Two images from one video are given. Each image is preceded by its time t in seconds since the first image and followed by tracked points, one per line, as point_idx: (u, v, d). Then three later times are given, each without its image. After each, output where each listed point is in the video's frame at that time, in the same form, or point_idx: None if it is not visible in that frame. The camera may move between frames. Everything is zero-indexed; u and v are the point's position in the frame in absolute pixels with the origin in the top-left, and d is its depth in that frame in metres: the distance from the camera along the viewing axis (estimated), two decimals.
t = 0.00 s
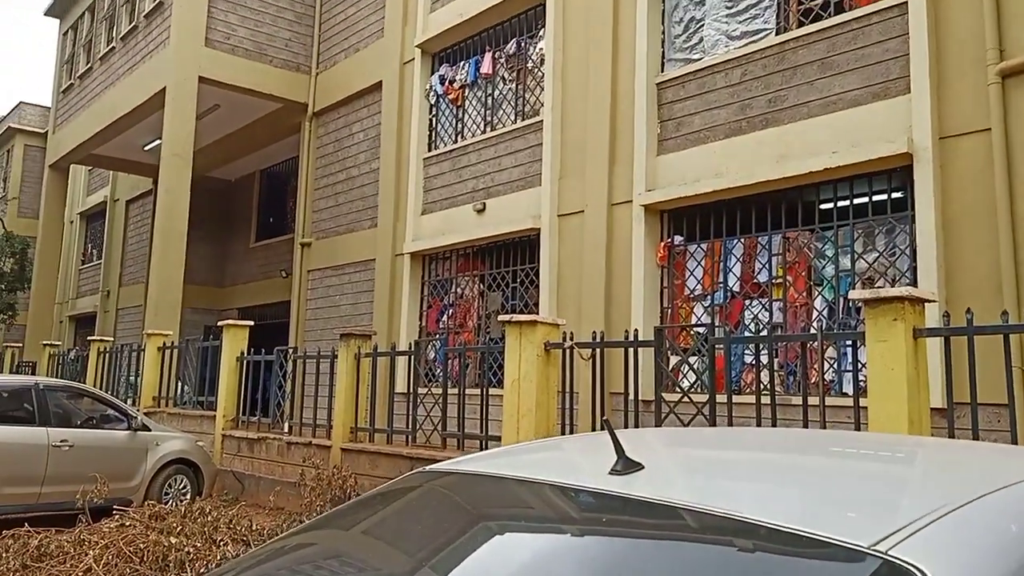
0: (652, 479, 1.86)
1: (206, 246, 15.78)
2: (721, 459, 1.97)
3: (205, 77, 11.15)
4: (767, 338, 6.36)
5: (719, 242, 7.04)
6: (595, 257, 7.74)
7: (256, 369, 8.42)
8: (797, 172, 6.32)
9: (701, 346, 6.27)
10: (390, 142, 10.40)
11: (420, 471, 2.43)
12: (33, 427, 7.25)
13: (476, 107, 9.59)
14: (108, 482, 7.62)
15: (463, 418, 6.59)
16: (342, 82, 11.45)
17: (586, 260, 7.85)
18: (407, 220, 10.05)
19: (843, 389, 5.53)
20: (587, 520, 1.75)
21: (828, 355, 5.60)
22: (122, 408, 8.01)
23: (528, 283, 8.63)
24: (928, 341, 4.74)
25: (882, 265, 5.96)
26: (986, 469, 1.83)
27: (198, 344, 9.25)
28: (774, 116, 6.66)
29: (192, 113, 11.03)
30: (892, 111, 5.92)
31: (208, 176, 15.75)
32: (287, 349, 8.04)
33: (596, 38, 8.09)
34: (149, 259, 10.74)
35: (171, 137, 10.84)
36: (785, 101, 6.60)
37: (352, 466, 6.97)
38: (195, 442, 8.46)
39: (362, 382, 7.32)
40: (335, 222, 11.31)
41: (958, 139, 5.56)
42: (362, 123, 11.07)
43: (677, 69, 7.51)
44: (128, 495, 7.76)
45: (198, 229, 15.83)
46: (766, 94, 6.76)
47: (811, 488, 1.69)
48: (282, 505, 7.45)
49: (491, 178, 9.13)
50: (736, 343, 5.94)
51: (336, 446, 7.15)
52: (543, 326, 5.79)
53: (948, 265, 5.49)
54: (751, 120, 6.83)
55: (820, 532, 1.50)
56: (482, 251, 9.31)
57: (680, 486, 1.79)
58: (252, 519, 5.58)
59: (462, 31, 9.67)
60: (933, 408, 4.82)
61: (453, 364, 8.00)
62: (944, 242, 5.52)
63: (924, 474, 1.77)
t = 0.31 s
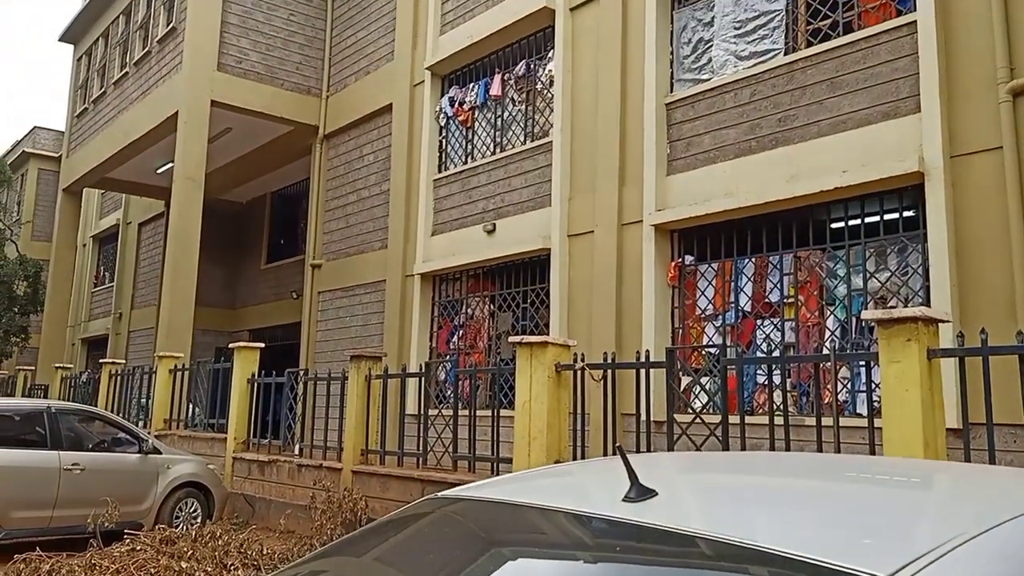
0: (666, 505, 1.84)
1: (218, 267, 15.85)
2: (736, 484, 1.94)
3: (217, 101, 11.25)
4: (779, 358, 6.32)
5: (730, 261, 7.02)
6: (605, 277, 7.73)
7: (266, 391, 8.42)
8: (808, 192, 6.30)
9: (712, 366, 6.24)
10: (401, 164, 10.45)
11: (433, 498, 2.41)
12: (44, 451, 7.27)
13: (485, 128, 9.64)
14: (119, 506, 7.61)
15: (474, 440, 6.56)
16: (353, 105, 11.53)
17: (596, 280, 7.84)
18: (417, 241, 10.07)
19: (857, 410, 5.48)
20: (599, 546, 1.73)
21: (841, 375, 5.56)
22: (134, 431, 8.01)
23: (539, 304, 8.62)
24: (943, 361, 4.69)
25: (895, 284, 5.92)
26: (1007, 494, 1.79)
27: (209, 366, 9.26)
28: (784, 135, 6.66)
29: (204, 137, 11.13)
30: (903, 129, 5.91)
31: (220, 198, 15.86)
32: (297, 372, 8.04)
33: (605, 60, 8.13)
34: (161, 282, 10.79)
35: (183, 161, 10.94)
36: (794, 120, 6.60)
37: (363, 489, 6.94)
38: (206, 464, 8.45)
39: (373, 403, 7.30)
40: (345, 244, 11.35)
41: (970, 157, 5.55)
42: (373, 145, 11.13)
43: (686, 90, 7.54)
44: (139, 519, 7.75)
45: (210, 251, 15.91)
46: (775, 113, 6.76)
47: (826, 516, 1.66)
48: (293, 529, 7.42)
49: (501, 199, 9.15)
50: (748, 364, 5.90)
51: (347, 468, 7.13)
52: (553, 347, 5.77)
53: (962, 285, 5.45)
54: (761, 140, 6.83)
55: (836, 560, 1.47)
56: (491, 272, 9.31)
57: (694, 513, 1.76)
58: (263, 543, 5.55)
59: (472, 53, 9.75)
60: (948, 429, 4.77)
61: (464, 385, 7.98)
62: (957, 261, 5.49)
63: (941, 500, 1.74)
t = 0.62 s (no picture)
0: (664, 530, 1.83)
1: (215, 288, 15.84)
2: (736, 509, 1.93)
3: (215, 123, 11.29)
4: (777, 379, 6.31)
5: (727, 281, 7.03)
6: (603, 298, 7.73)
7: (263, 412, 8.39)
8: (804, 212, 6.33)
9: (711, 387, 6.23)
10: (399, 185, 10.48)
11: (431, 523, 2.40)
12: (40, 474, 7.21)
13: (483, 149, 9.68)
14: (114, 529, 7.56)
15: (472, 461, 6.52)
16: (351, 126, 11.58)
17: (594, 300, 7.84)
18: (415, 262, 10.08)
19: (856, 430, 5.47)
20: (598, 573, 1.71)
21: (840, 396, 5.55)
22: (129, 453, 7.98)
23: (536, 324, 8.61)
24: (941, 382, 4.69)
25: (892, 304, 5.92)
26: (1007, 519, 1.78)
27: (206, 388, 9.23)
28: (780, 156, 6.69)
29: (202, 158, 11.17)
30: (899, 150, 5.94)
31: (218, 219, 15.87)
32: (294, 393, 8.02)
33: (602, 81, 8.18)
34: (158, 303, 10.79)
35: (181, 182, 10.97)
36: (791, 141, 6.63)
37: (360, 511, 6.89)
38: (202, 487, 8.40)
39: (371, 424, 7.27)
40: (343, 265, 11.35)
41: (965, 178, 5.56)
42: (371, 166, 11.16)
43: (683, 111, 7.57)
44: (134, 542, 7.69)
45: (207, 272, 15.90)
46: (772, 135, 6.79)
47: (826, 541, 1.65)
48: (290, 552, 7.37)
49: (499, 220, 9.16)
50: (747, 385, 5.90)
51: (344, 490, 7.09)
52: (551, 368, 5.76)
53: (959, 306, 5.46)
54: (757, 160, 6.86)
55: None
56: (489, 292, 9.32)
57: (693, 538, 1.75)
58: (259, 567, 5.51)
59: (470, 75, 9.81)
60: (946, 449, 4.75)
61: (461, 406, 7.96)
62: (954, 282, 5.49)
63: (941, 525, 1.73)
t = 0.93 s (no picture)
0: (649, 552, 1.82)
1: (199, 305, 15.75)
2: (720, 529, 1.93)
3: (200, 139, 11.27)
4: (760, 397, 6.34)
5: (711, 299, 7.06)
6: (588, 315, 7.74)
7: (246, 431, 8.33)
8: (787, 230, 6.37)
9: (695, 404, 6.25)
10: (384, 201, 10.48)
11: (415, 546, 2.38)
12: (19, 494, 7.12)
13: (469, 167, 9.72)
14: (93, 550, 7.45)
15: (457, 480, 6.49)
16: (336, 143, 11.59)
17: (579, 317, 7.85)
18: (400, 279, 10.06)
19: (839, 448, 5.48)
20: None
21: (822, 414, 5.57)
22: (109, 472, 7.88)
23: (521, 341, 8.61)
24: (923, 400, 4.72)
25: (873, 322, 5.96)
26: (991, 539, 1.78)
27: (188, 406, 9.16)
28: (763, 175, 6.75)
29: (187, 175, 11.14)
30: (880, 170, 6.00)
31: (202, 235, 15.81)
32: (278, 411, 7.96)
33: (587, 100, 8.23)
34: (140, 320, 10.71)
35: (165, 199, 10.94)
36: (774, 160, 6.69)
37: (343, 531, 6.84)
38: (183, 506, 8.32)
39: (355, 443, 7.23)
40: (328, 281, 11.32)
41: (945, 198, 5.62)
42: (356, 183, 11.17)
43: (667, 129, 7.63)
44: (113, 563, 7.59)
45: (191, 289, 15.82)
46: (755, 153, 6.85)
47: (811, 563, 1.64)
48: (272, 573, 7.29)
49: (484, 237, 9.17)
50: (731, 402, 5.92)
51: (327, 510, 7.03)
52: (536, 386, 5.75)
53: (941, 324, 5.50)
54: (741, 179, 6.91)
55: None
56: (474, 310, 9.32)
57: (676, 561, 1.74)
58: None
59: (456, 93, 9.86)
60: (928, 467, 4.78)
61: (446, 424, 7.94)
62: (935, 302, 5.54)
63: (924, 545, 1.73)
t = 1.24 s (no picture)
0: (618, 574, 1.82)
1: (168, 321, 15.57)
2: (688, 551, 1.93)
3: (171, 153, 11.18)
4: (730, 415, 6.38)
5: (682, 317, 7.11)
6: (560, 333, 7.77)
7: (214, 449, 8.22)
8: (756, 250, 6.45)
9: (665, 422, 6.28)
10: (356, 217, 10.46)
11: (383, 569, 2.36)
12: None
13: (443, 184, 9.74)
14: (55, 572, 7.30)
15: (427, 499, 6.45)
16: (309, 159, 11.56)
17: (551, 334, 7.88)
18: (372, 296, 10.03)
19: (806, 465, 5.53)
20: None
21: (791, 431, 5.62)
22: (72, 492, 7.73)
23: (494, 359, 8.61)
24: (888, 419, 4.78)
25: (840, 340, 6.04)
26: (955, 559, 1.81)
27: (155, 424, 9.03)
28: (733, 195, 6.83)
29: (157, 190, 11.04)
30: (847, 190, 6.09)
31: (172, 250, 15.65)
32: (246, 429, 7.87)
33: (560, 118, 8.28)
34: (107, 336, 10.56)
35: (134, 214, 10.83)
36: (743, 180, 6.77)
37: (312, 551, 6.77)
38: (148, 526, 8.18)
39: (325, 462, 7.16)
40: (299, 297, 11.25)
41: (910, 219, 5.73)
42: (329, 199, 11.14)
43: (639, 149, 7.70)
44: None
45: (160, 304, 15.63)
46: (725, 173, 6.93)
47: None
48: None
49: (457, 254, 9.18)
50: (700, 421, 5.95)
51: (296, 529, 6.96)
52: (508, 405, 5.75)
53: (905, 344, 5.58)
54: (711, 199, 6.99)
55: None
56: (446, 327, 9.30)
57: None
58: None
59: (430, 110, 9.88)
60: (893, 484, 4.84)
61: (417, 442, 7.91)
62: (900, 323, 5.62)
63: (890, 566, 1.75)
